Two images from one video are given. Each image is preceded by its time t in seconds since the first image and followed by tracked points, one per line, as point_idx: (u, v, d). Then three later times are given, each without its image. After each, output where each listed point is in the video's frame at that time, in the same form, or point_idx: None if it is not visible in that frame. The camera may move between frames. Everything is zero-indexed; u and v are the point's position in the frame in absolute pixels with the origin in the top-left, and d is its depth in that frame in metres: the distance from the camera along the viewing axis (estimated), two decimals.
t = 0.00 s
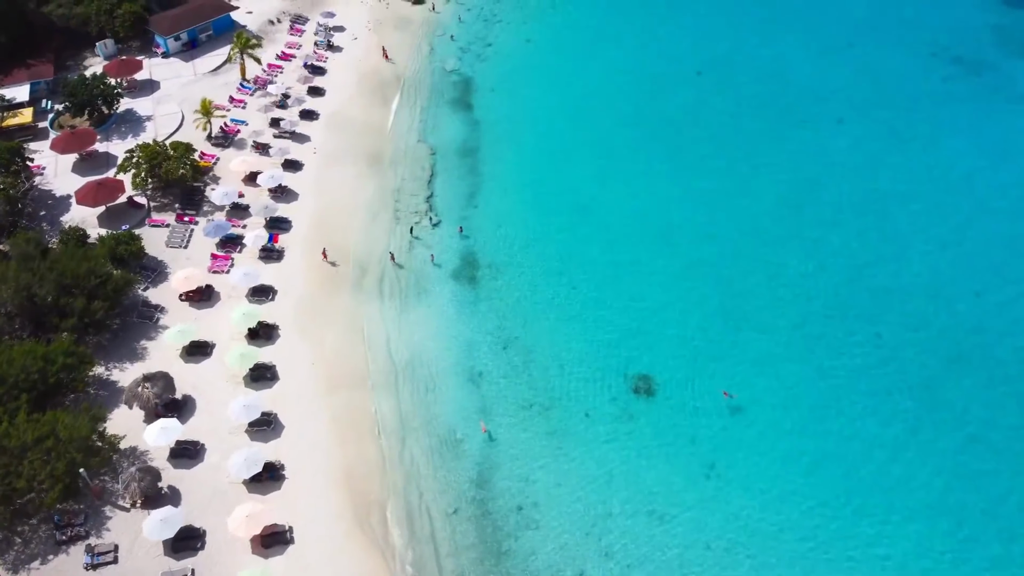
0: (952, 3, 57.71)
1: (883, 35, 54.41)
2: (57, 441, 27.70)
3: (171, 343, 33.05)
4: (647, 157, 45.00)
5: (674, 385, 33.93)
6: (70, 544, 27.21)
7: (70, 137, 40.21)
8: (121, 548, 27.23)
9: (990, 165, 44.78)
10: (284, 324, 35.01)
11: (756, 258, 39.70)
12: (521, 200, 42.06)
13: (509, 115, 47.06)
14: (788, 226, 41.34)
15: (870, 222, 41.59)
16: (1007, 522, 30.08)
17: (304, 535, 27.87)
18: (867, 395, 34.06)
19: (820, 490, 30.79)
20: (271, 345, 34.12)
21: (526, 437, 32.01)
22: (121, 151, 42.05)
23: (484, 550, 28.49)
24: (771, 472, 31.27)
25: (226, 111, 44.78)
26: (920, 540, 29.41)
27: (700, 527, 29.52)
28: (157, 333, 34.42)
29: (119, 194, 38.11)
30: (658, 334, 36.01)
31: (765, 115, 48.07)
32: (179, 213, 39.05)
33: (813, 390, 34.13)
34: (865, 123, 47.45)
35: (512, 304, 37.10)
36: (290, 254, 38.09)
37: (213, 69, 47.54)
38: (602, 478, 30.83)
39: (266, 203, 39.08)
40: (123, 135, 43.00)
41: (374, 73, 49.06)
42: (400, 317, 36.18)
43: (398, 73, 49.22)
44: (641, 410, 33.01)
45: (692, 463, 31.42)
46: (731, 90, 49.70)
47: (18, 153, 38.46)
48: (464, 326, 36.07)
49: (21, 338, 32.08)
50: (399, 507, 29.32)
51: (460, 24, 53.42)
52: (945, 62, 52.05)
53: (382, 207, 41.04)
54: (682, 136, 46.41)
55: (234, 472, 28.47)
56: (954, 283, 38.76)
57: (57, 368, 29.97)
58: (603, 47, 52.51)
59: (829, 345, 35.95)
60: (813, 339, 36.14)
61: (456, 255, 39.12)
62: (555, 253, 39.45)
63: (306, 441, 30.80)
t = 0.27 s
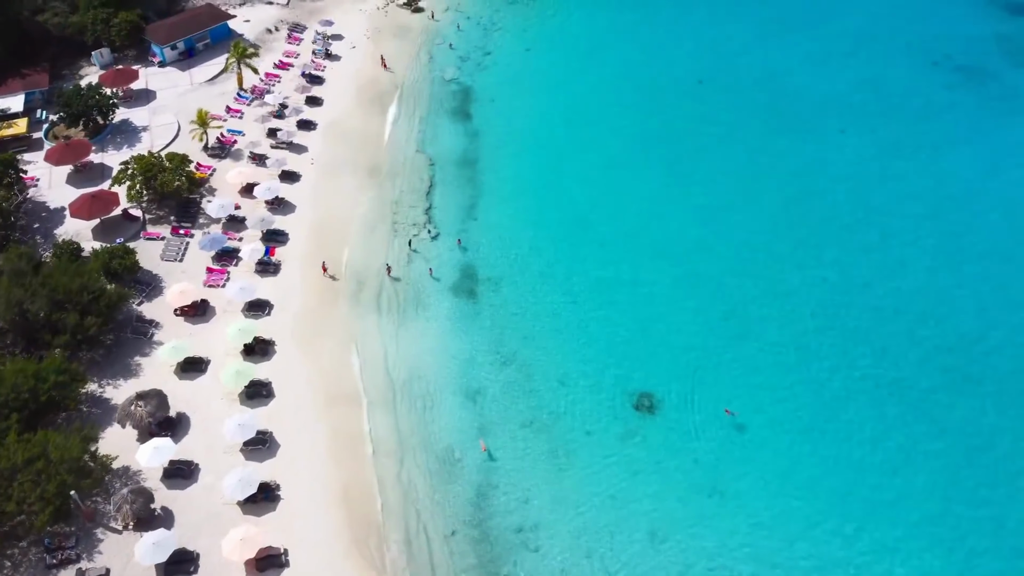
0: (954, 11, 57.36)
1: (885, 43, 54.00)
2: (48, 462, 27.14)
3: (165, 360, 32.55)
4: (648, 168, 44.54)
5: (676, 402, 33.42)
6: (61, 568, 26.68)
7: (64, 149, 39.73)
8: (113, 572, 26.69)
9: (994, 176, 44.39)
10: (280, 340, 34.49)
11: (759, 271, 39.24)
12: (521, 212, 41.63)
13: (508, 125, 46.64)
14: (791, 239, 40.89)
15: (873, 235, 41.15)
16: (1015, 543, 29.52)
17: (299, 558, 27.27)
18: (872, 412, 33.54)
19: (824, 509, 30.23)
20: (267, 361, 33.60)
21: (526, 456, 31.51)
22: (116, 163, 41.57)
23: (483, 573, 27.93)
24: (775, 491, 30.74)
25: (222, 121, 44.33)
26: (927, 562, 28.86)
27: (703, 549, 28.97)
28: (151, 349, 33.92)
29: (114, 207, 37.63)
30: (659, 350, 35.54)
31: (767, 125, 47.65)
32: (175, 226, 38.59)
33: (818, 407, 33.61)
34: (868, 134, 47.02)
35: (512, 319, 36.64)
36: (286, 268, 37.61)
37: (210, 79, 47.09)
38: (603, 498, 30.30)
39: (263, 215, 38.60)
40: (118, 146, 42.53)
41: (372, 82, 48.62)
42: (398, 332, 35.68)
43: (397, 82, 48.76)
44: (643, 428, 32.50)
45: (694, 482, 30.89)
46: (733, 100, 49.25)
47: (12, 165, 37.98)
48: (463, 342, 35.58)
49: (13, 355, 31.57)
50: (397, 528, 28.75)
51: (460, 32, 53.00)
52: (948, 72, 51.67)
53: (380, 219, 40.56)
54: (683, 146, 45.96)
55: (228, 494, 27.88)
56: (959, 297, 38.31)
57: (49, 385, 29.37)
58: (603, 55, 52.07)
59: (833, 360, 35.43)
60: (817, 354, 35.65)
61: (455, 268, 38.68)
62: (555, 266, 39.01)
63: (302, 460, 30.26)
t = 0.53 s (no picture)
0: (957, 18, 56.92)
1: (889, 51, 53.57)
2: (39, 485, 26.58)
3: (159, 377, 32.02)
4: (650, 179, 44.07)
5: (678, 419, 32.87)
6: None
7: (59, 161, 39.24)
8: None
9: (999, 187, 43.92)
10: (276, 356, 33.97)
11: (762, 285, 38.71)
12: (521, 224, 41.14)
13: (508, 135, 46.15)
14: (794, 251, 40.39)
15: (878, 247, 40.67)
16: None
17: None
18: (878, 429, 32.94)
19: (830, 530, 29.64)
20: (263, 378, 33.07)
21: (526, 475, 30.94)
22: (112, 175, 41.10)
23: None
24: (779, 511, 30.15)
25: (219, 132, 43.87)
26: None
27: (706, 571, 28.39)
28: (145, 365, 33.39)
29: (108, 220, 37.14)
30: (661, 365, 35.03)
31: (770, 134, 47.18)
32: (170, 239, 38.10)
33: (822, 424, 33.04)
34: (872, 144, 46.57)
35: (512, 334, 36.12)
36: (283, 281, 37.09)
37: (207, 89, 46.63)
38: (605, 519, 29.72)
39: (259, 228, 38.10)
40: (114, 157, 42.06)
41: (371, 92, 48.17)
42: (397, 347, 35.17)
43: (395, 92, 48.31)
44: (645, 446, 31.96)
45: (697, 502, 30.31)
46: (735, 109, 48.78)
47: (5, 178, 37.50)
48: (462, 357, 35.06)
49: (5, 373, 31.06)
50: (394, 551, 28.16)
51: (459, 41, 52.58)
52: (952, 80, 51.21)
53: (378, 232, 40.05)
54: (685, 156, 45.46)
55: (222, 516, 27.33)
56: (965, 310, 37.79)
57: (40, 405, 28.82)
58: (604, 63, 51.61)
59: (838, 375, 34.87)
60: (821, 369, 35.11)
61: (454, 282, 38.17)
62: (555, 280, 38.51)
63: (298, 481, 29.69)
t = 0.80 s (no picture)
0: (959, 27, 56.62)
1: (891, 61, 53.16)
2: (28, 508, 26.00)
3: (153, 396, 31.49)
4: (651, 191, 43.63)
5: (681, 438, 32.36)
6: None
7: (53, 173, 38.75)
8: None
9: (1003, 199, 43.53)
10: (273, 373, 33.44)
11: (765, 299, 38.24)
12: (521, 238, 40.68)
13: (507, 146, 45.69)
14: (797, 265, 39.93)
15: (882, 260, 40.21)
16: None
17: None
18: (885, 446, 32.35)
19: (836, 552, 29.05)
20: (259, 396, 32.54)
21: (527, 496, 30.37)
22: (107, 187, 40.62)
23: None
24: (784, 532, 29.54)
25: (216, 143, 43.41)
26: None
27: None
28: (139, 383, 32.85)
29: (103, 234, 36.65)
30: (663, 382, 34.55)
31: (772, 146, 46.74)
32: (165, 253, 37.61)
33: (827, 442, 32.47)
34: (875, 155, 46.16)
35: (512, 350, 35.61)
36: (280, 296, 36.59)
37: (203, 99, 46.18)
38: (607, 541, 29.13)
39: (256, 242, 37.61)
40: (109, 169, 41.57)
41: (369, 102, 47.73)
42: (395, 364, 34.66)
43: (394, 102, 47.88)
44: (647, 465, 31.42)
45: (700, 523, 29.73)
46: (737, 120, 48.32)
47: None
48: (461, 374, 34.53)
49: None
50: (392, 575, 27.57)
51: (458, 51, 52.18)
52: (955, 90, 50.84)
53: (376, 245, 39.57)
54: (687, 168, 45.04)
55: (215, 539, 26.76)
56: (971, 325, 37.31)
57: (31, 425, 28.24)
58: (604, 73, 51.16)
59: (843, 392, 34.33)
60: (826, 385, 34.57)
61: (453, 296, 37.67)
62: (556, 294, 38.04)
63: (294, 502, 29.13)
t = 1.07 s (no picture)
0: (962, 35, 56.24)
1: (895, 70, 52.70)
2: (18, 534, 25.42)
3: (147, 415, 30.95)
4: (652, 203, 43.18)
5: (684, 457, 31.83)
6: None
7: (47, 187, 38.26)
8: None
9: (1008, 211, 43.12)
10: (269, 392, 32.92)
11: (768, 314, 37.76)
12: (521, 251, 40.21)
13: (507, 158, 45.23)
14: (801, 279, 39.46)
15: (886, 274, 39.72)
16: None
17: None
18: (892, 465, 31.78)
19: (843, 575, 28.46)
20: (254, 415, 32.01)
21: (527, 517, 29.78)
22: (102, 200, 40.14)
23: None
24: (789, 555, 28.95)
25: (212, 155, 42.95)
26: None
27: None
28: (133, 402, 32.31)
29: (97, 249, 36.15)
30: (666, 399, 34.03)
31: (775, 157, 46.29)
32: (161, 268, 37.12)
33: (833, 461, 31.89)
34: (879, 167, 45.73)
35: (511, 367, 35.11)
36: (277, 312, 36.08)
37: (200, 110, 45.73)
38: (608, 564, 28.53)
39: (252, 256, 37.12)
40: (105, 182, 41.09)
41: (368, 113, 47.30)
42: (393, 381, 34.16)
43: (393, 113, 47.45)
44: (649, 485, 30.87)
45: (704, 545, 29.15)
46: (739, 130, 47.87)
47: None
48: (460, 392, 34.01)
49: None
50: None
51: (458, 61, 51.77)
52: (958, 100, 50.45)
53: (374, 259, 39.09)
54: (688, 180, 44.61)
55: (209, 564, 26.16)
56: (978, 340, 36.80)
57: (22, 447, 27.67)
58: (605, 83, 50.70)
59: (848, 409, 33.80)
60: (830, 403, 34.04)
61: (452, 312, 37.18)
62: (556, 310, 37.55)
63: (289, 525, 28.55)
